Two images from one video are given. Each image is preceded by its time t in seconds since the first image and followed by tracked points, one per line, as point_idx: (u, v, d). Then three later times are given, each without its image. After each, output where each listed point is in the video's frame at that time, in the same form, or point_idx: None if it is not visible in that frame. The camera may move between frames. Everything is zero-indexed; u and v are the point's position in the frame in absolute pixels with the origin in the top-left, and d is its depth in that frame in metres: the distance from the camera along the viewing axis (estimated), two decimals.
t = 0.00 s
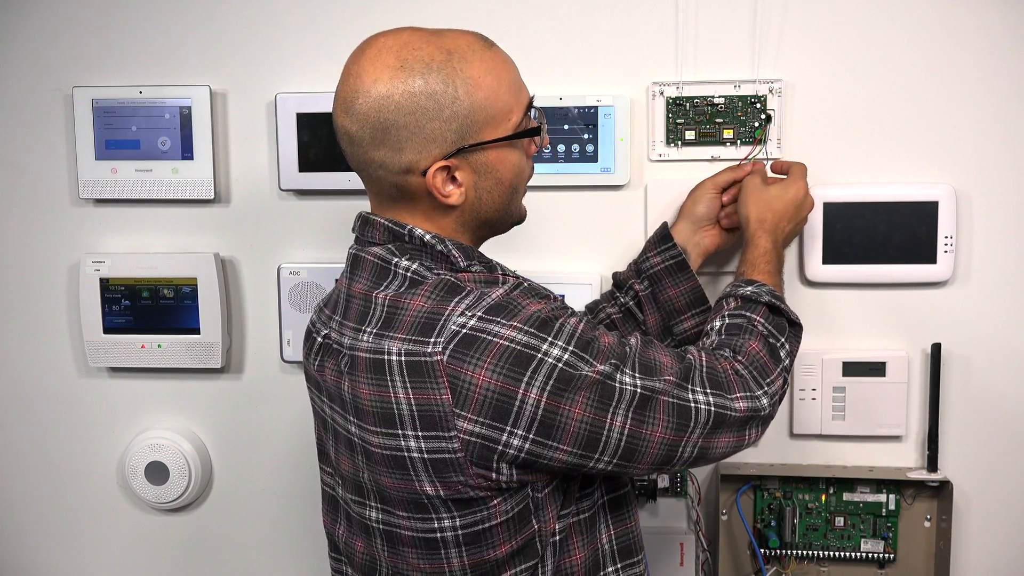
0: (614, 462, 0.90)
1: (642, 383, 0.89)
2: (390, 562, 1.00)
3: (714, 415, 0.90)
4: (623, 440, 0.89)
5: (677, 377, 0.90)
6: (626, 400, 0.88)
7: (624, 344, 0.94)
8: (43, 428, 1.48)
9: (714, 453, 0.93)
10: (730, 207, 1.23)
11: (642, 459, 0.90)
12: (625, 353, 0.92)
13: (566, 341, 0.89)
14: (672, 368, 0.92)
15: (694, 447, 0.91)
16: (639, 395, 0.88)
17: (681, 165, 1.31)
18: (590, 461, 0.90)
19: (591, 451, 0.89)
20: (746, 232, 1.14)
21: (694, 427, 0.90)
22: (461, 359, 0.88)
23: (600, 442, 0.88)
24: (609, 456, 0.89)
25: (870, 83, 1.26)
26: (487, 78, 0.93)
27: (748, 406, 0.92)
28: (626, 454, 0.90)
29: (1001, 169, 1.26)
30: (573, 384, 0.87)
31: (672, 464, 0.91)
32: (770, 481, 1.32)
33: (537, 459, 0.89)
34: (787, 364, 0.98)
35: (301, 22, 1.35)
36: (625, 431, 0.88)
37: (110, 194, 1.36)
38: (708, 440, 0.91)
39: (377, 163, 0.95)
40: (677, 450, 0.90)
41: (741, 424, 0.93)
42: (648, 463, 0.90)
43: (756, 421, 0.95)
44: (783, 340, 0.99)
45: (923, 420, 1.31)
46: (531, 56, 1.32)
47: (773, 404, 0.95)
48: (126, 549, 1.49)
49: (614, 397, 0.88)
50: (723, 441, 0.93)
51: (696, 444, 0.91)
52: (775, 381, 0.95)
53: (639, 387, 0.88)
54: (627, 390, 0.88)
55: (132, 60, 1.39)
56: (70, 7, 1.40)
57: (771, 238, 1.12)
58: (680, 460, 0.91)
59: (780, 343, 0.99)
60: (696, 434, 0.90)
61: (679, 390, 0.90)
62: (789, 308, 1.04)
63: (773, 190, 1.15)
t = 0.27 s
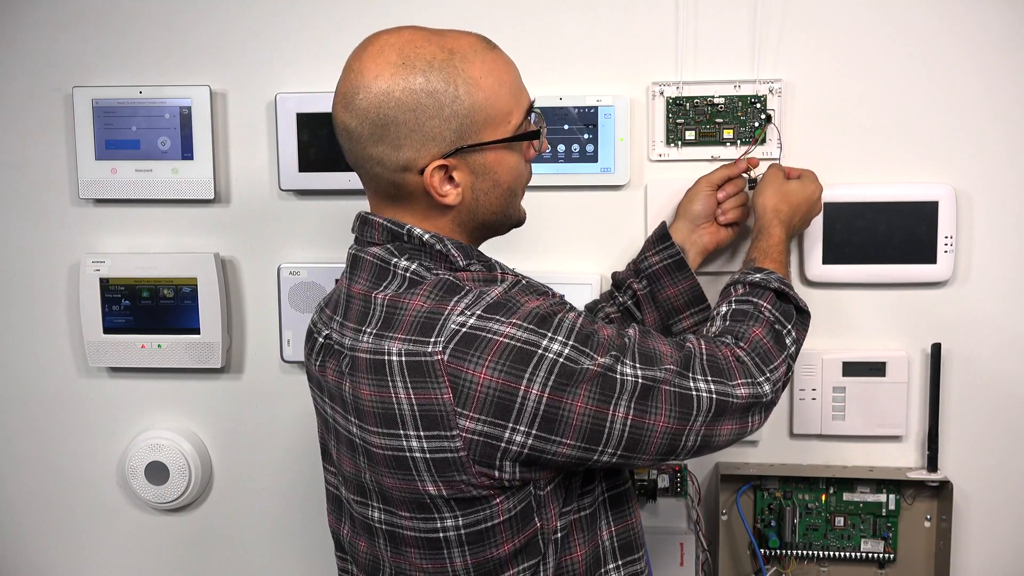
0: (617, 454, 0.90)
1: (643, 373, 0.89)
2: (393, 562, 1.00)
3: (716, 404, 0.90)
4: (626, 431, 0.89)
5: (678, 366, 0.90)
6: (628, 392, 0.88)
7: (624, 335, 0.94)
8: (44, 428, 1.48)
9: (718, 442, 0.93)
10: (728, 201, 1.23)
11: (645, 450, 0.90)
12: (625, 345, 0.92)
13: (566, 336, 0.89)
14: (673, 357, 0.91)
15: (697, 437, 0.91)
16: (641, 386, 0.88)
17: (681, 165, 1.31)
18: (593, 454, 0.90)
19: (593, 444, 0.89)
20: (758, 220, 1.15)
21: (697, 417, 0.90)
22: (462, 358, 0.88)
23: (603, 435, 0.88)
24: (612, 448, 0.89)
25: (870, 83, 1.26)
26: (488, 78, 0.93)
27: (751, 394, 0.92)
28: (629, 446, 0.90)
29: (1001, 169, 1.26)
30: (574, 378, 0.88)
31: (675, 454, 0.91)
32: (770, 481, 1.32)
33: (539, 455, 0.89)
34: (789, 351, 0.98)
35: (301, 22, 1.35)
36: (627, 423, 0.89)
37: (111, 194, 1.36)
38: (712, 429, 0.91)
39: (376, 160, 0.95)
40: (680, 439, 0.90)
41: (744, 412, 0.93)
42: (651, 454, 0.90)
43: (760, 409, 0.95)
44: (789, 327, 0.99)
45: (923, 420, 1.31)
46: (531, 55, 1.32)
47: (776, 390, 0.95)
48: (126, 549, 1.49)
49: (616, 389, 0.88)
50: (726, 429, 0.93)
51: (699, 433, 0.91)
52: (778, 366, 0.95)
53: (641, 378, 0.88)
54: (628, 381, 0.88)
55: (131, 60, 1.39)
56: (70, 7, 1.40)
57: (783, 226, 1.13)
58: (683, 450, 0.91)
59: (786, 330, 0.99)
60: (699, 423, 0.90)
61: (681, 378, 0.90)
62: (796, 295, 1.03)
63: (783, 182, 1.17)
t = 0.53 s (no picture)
0: (619, 453, 0.90)
1: (645, 372, 0.89)
2: (393, 562, 1.00)
3: (719, 403, 0.90)
4: (628, 430, 0.89)
5: (681, 365, 0.90)
6: (629, 391, 0.88)
7: (626, 334, 0.94)
8: (44, 428, 1.48)
9: (723, 441, 0.93)
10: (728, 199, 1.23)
11: (647, 449, 0.90)
12: (628, 344, 0.92)
13: (568, 336, 0.89)
14: (675, 355, 0.91)
15: (701, 437, 0.91)
16: (643, 385, 0.88)
17: (681, 165, 1.31)
18: (595, 453, 0.90)
19: (595, 443, 0.89)
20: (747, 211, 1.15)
21: (700, 415, 0.90)
22: (464, 357, 0.88)
23: (604, 434, 0.89)
24: (614, 447, 0.89)
25: (871, 83, 1.26)
26: (493, 81, 0.94)
27: (754, 390, 0.92)
28: (631, 445, 0.90)
29: (1001, 169, 1.26)
30: (576, 378, 0.87)
31: (678, 453, 0.91)
32: (770, 481, 1.32)
33: (540, 454, 0.89)
34: (791, 346, 0.98)
35: (301, 22, 1.35)
36: (629, 422, 0.89)
37: (111, 194, 1.36)
38: (716, 429, 0.91)
39: (377, 158, 0.95)
40: (683, 438, 0.90)
41: (749, 410, 0.93)
42: (654, 453, 0.90)
43: (763, 407, 0.95)
44: (786, 321, 0.99)
45: (923, 420, 1.31)
46: (531, 55, 1.32)
47: (779, 386, 0.95)
48: (126, 549, 1.49)
49: (618, 388, 0.88)
50: (731, 428, 0.93)
51: (704, 433, 0.91)
52: (781, 362, 0.95)
53: (643, 378, 0.88)
54: (630, 380, 0.88)
55: (132, 60, 1.39)
56: (70, 7, 1.40)
57: (771, 218, 1.12)
58: (686, 448, 0.91)
59: (783, 323, 0.99)
60: (702, 422, 0.90)
61: (683, 377, 0.90)
62: (790, 288, 1.03)
63: (773, 169, 1.15)
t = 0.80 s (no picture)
0: (619, 446, 0.90)
1: (644, 364, 0.89)
2: (394, 562, 1.00)
3: (719, 392, 0.90)
4: (627, 423, 0.89)
5: (679, 355, 0.90)
6: (628, 383, 0.88)
7: (623, 328, 0.94)
8: (44, 429, 1.48)
9: (724, 430, 0.93)
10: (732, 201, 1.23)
11: (648, 441, 0.90)
12: (624, 336, 0.92)
13: (564, 332, 0.89)
14: (673, 346, 0.91)
15: (702, 427, 0.91)
16: (642, 377, 0.88)
17: (681, 165, 1.31)
18: (595, 447, 0.89)
19: (594, 437, 0.89)
20: (753, 200, 1.15)
21: (700, 405, 0.90)
22: (460, 356, 0.88)
23: (604, 427, 0.88)
24: (614, 440, 0.89)
25: (871, 83, 1.26)
26: (498, 85, 0.94)
27: (754, 377, 0.92)
28: (632, 437, 0.89)
29: (1000, 169, 1.26)
30: (574, 373, 0.87)
31: (680, 444, 0.91)
32: (770, 481, 1.32)
33: (540, 451, 0.89)
34: (792, 331, 0.98)
35: (301, 22, 1.35)
36: (628, 415, 0.88)
37: (110, 194, 1.36)
38: (717, 418, 0.91)
39: (379, 158, 0.95)
40: (683, 429, 0.90)
41: (750, 398, 0.93)
42: (655, 444, 0.90)
43: (765, 393, 0.95)
44: (788, 307, 0.99)
45: (923, 421, 1.31)
46: (531, 55, 1.32)
47: (780, 372, 0.94)
48: (125, 549, 1.49)
49: (617, 381, 0.88)
50: (733, 418, 0.93)
51: (705, 423, 0.90)
52: (781, 349, 0.95)
53: (641, 370, 0.88)
54: (628, 372, 0.88)
55: (132, 60, 1.39)
56: (70, 7, 1.40)
57: (778, 204, 1.12)
58: (687, 439, 0.91)
59: (786, 310, 0.99)
60: (703, 413, 0.90)
61: (682, 367, 0.90)
62: (794, 274, 1.04)
63: (773, 158, 1.16)
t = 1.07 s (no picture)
0: (619, 452, 0.90)
1: (644, 371, 0.89)
2: (393, 562, 1.00)
3: (718, 402, 0.90)
4: (627, 429, 0.89)
5: (680, 363, 0.90)
6: (628, 389, 0.88)
7: (624, 333, 0.94)
8: (44, 429, 1.48)
9: (722, 439, 0.93)
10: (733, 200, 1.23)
11: (647, 447, 0.90)
12: (625, 341, 0.92)
13: (566, 334, 0.89)
14: (674, 353, 0.91)
15: (701, 435, 0.91)
16: (642, 383, 0.88)
17: (681, 165, 1.31)
18: (594, 452, 0.89)
19: (594, 442, 0.89)
20: (759, 208, 1.14)
21: (699, 413, 0.90)
22: (462, 357, 0.88)
23: (604, 433, 0.89)
24: (614, 445, 0.89)
25: (871, 83, 1.26)
26: (496, 85, 0.93)
27: (753, 389, 0.92)
28: (631, 443, 0.90)
29: (1001, 169, 1.26)
30: (575, 377, 0.87)
31: (678, 450, 0.91)
32: (770, 481, 1.32)
33: (540, 454, 0.89)
34: (793, 345, 0.98)
35: (300, 21, 1.35)
36: (628, 420, 0.88)
37: (111, 194, 1.36)
38: (715, 426, 0.91)
39: (379, 160, 0.95)
40: (683, 436, 0.90)
41: (748, 408, 0.93)
42: (654, 451, 0.90)
43: (764, 405, 0.94)
44: (791, 321, 0.99)
45: (923, 421, 1.31)
46: (531, 55, 1.32)
47: (779, 385, 0.95)
48: (126, 549, 1.49)
49: (617, 386, 0.88)
50: (730, 427, 0.93)
51: (703, 431, 0.90)
52: (781, 361, 0.95)
53: (642, 376, 0.88)
54: (629, 378, 0.88)
55: (131, 60, 1.39)
56: (70, 7, 1.39)
57: (784, 218, 1.13)
58: (686, 447, 0.91)
59: (788, 322, 0.99)
60: (702, 421, 0.90)
61: (682, 376, 0.90)
62: (798, 287, 1.03)
63: (785, 172, 1.16)
